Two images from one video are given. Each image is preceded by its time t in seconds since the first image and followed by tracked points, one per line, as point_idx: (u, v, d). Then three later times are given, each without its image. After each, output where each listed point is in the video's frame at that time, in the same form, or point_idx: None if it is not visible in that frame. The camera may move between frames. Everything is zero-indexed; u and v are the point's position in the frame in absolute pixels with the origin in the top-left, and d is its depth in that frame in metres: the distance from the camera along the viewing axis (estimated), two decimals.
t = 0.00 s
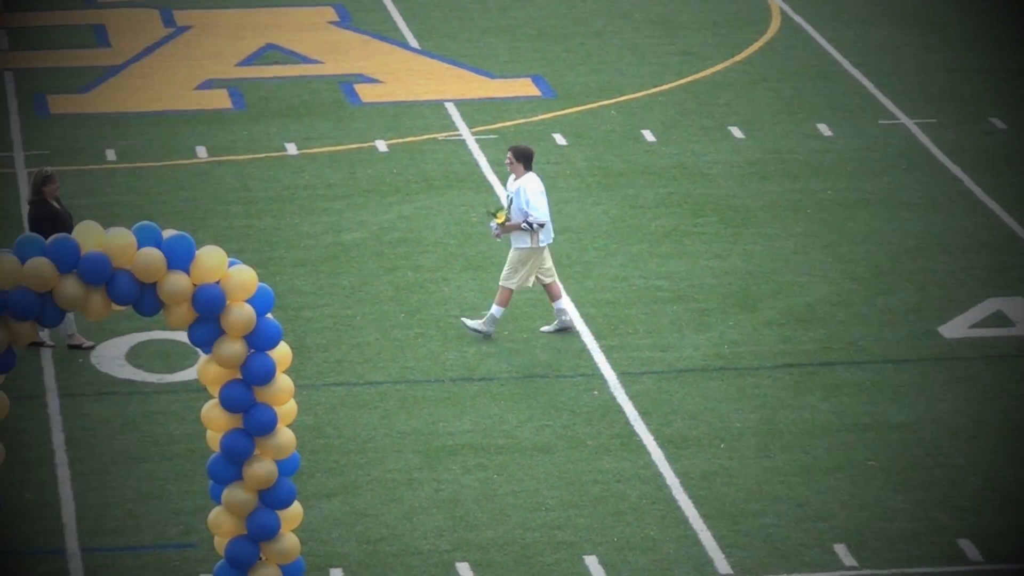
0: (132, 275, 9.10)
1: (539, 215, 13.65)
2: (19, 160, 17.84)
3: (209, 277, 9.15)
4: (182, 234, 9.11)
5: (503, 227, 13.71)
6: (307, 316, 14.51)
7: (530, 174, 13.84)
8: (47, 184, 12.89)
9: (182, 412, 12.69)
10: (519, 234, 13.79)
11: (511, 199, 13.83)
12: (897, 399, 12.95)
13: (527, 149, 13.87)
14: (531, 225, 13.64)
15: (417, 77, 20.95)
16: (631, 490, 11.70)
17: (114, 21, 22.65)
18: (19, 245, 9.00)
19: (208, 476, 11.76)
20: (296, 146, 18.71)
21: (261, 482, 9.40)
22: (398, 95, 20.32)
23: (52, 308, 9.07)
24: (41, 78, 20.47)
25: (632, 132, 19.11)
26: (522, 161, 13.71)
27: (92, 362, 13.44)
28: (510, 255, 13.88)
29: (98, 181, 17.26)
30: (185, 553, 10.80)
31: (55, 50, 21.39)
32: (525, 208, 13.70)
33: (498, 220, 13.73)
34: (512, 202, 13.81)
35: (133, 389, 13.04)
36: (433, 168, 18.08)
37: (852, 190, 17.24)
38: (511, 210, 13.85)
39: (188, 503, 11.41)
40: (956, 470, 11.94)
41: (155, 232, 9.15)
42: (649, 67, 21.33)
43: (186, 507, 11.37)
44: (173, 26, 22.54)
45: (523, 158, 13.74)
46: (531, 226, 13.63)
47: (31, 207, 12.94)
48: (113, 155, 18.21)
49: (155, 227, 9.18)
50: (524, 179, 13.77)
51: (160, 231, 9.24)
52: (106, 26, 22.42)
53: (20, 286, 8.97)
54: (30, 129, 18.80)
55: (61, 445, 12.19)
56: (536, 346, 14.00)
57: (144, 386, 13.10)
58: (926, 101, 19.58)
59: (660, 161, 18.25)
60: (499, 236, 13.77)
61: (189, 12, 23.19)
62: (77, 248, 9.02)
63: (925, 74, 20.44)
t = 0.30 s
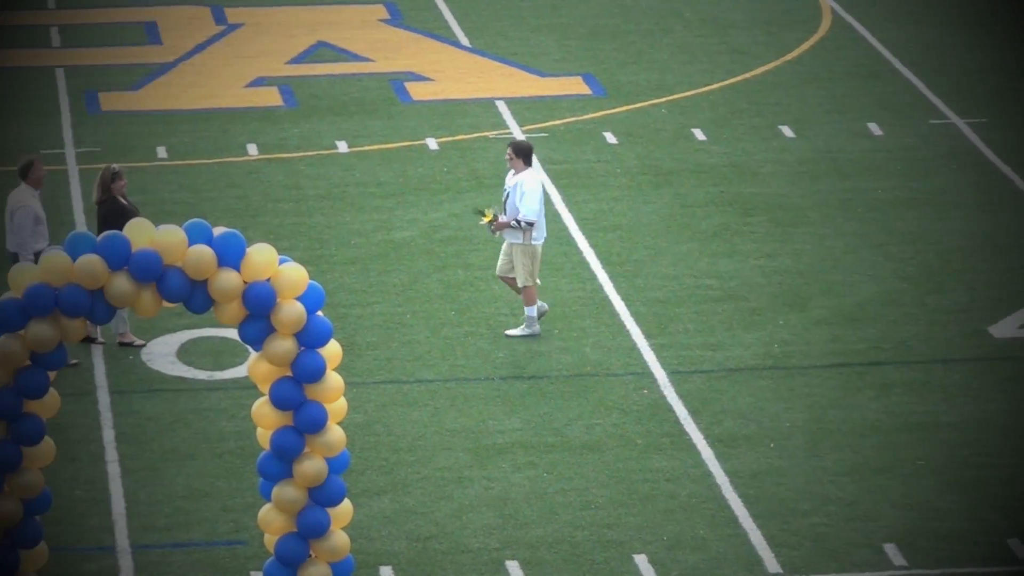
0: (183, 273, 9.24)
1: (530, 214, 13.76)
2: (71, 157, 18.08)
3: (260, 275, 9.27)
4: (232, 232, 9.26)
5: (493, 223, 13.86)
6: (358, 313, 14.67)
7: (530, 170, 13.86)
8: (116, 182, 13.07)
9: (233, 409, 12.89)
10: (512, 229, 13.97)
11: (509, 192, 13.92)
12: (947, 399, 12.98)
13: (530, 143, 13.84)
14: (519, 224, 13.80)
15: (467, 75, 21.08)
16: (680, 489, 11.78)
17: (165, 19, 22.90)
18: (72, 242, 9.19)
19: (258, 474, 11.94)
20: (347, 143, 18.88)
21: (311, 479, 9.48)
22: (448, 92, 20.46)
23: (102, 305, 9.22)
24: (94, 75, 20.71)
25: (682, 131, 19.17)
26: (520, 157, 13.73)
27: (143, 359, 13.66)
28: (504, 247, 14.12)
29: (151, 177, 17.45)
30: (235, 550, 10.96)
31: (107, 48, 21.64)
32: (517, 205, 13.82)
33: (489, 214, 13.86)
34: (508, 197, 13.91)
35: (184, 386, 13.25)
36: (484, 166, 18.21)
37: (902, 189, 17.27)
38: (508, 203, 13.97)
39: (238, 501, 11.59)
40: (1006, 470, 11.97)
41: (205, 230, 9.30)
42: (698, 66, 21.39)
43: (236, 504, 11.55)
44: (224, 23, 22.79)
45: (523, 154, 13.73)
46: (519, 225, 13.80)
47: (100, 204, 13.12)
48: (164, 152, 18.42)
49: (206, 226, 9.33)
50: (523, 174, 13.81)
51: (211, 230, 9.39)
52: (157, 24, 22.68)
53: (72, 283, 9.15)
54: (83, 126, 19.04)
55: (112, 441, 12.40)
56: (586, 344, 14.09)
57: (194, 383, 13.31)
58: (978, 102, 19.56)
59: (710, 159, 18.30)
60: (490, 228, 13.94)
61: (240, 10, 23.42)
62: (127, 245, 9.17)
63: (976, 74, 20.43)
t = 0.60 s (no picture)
0: (240, 269, 9.12)
1: (530, 215, 13.83)
2: (130, 153, 18.36)
3: (317, 272, 9.15)
4: (289, 228, 9.12)
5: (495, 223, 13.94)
6: (414, 311, 14.85)
7: (535, 173, 13.95)
8: (189, 179, 13.27)
9: (289, 406, 13.11)
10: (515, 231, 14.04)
11: (513, 195, 14.03)
12: (1004, 398, 13.04)
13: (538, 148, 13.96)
14: (520, 225, 13.86)
15: (524, 73, 21.25)
16: (737, 488, 11.89)
17: (224, 16, 23.18)
18: (129, 238, 9.06)
19: (313, 471, 12.13)
20: (404, 141, 19.08)
21: (366, 477, 9.39)
22: (506, 90, 20.63)
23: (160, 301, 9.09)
24: (153, 71, 21.00)
25: (739, 129, 19.24)
26: (524, 159, 13.83)
27: (200, 355, 13.94)
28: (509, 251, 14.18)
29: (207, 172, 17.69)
30: (291, 548, 11.11)
31: (165, 45, 21.93)
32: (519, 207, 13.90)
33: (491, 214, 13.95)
34: (512, 199, 14.01)
35: (241, 382, 13.50)
36: (541, 163, 18.35)
37: (959, 189, 17.34)
38: (512, 206, 14.07)
39: (294, 498, 11.77)
40: None
41: (263, 227, 9.17)
42: (755, 64, 21.45)
43: (291, 502, 11.72)
44: (282, 21, 23.08)
45: (528, 156, 13.84)
46: (520, 226, 13.86)
47: (173, 201, 13.33)
48: (221, 149, 18.68)
49: (263, 222, 9.20)
50: (527, 177, 13.91)
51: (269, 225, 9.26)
52: (215, 21, 22.98)
53: (130, 279, 9.02)
54: (142, 122, 19.32)
55: (168, 438, 12.60)
56: (643, 343, 14.21)
57: (251, 378, 13.57)
58: None
59: (766, 158, 18.38)
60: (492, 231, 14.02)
61: (297, 7, 23.69)
62: (184, 241, 9.04)
63: None
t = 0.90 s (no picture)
0: (294, 268, 9.21)
1: (539, 212, 14.00)
2: (185, 151, 18.68)
3: (372, 271, 9.26)
4: (344, 227, 9.22)
5: (505, 221, 14.05)
6: (468, 310, 15.07)
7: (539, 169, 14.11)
8: (259, 175, 13.56)
9: (344, 405, 13.37)
10: (521, 228, 14.20)
11: (519, 191, 14.16)
12: None
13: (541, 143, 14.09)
14: (532, 222, 14.02)
15: (579, 72, 21.46)
16: (789, 488, 12.07)
17: (279, 15, 23.52)
18: (184, 236, 9.16)
19: (367, 469, 12.36)
20: (459, 140, 19.32)
21: (419, 475, 9.49)
22: (560, 89, 20.85)
23: (214, 299, 9.17)
24: (209, 70, 21.35)
25: (793, 129, 19.40)
26: (532, 155, 13.97)
27: (253, 354, 14.21)
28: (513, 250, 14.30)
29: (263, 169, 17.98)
30: (342, 547, 11.28)
31: (221, 43, 22.28)
32: (528, 204, 14.03)
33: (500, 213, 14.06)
34: (518, 196, 14.13)
35: (295, 381, 13.76)
36: (596, 163, 18.55)
37: (1014, 191, 17.51)
38: (518, 202, 14.20)
39: (347, 495, 11.98)
40: None
41: (317, 226, 9.27)
42: (809, 64, 21.58)
43: (345, 500, 11.93)
44: (337, 19, 23.40)
45: (534, 153, 13.95)
46: (532, 223, 14.01)
47: (244, 199, 13.61)
48: (276, 147, 18.98)
49: (317, 221, 9.30)
50: (533, 173, 14.06)
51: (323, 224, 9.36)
52: (271, 20, 23.31)
53: (184, 277, 9.11)
54: (197, 121, 19.65)
55: (221, 436, 12.80)
56: (697, 342, 14.40)
57: (303, 377, 13.83)
58: None
59: (820, 157, 18.54)
60: (500, 228, 14.12)
61: (353, 6, 24.01)
62: (239, 239, 9.13)
63: None
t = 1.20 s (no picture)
0: (342, 265, 9.40)
1: (539, 216, 14.13)
2: (233, 149, 18.99)
3: (419, 268, 9.48)
4: (391, 225, 9.44)
5: (502, 225, 14.19)
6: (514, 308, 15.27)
7: (539, 172, 14.22)
8: (326, 169, 13.84)
9: (390, 402, 13.60)
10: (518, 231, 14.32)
11: (518, 193, 14.27)
12: None
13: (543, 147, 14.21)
14: (530, 226, 14.16)
15: (627, 70, 21.63)
16: (836, 488, 12.23)
17: (328, 13, 23.79)
18: (232, 233, 9.35)
19: (413, 467, 12.57)
20: (507, 138, 19.54)
21: (466, 472, 9.68)
22: (608, 87, 21.03)
23: (261, 297, 9.38)
24: (257, 67, 21.65)
25: (841, 128, 19.55)
26: (533, 159, 14.07)
27: (301, 352, 14.47)
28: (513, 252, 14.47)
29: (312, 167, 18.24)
30: (389, 543, 11.49)
31: (269, 40, 22.57)
32: (527, 207, 14.16)
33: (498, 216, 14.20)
34: (517, 199, 14.25)
35: (342, 378, 14.01)
36: (643, 162, 18.72)
37: None
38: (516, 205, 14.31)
39: (393, 493, 12.19)
40: None
41: (365, 223, 9.47)
42: (857, 63, 21.70)
43: (392, 497, 12.14)
44: (386, 17, 23.67)
45: (535, 156, 14.08)
46: (530, 227, 14.16)
47: (310, 191, 13.92)
48: (324, 145, 19.22)
49: (365, 218, 9.50)
50: (533, 176, 14.17)
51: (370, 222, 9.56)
52: (319, 17, 23.58)
53: (231, 274, 9.31)
54: (245, 118, 19.95)
55: (268, 433, 13.07)
56: (744, 340, 14.59)
57: (352, 374, 14.09)
58: None
59: (868, 157, 18.72)
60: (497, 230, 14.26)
61: (401, 3, 24.26)
62: (286, 236, 9.33)
63: None
